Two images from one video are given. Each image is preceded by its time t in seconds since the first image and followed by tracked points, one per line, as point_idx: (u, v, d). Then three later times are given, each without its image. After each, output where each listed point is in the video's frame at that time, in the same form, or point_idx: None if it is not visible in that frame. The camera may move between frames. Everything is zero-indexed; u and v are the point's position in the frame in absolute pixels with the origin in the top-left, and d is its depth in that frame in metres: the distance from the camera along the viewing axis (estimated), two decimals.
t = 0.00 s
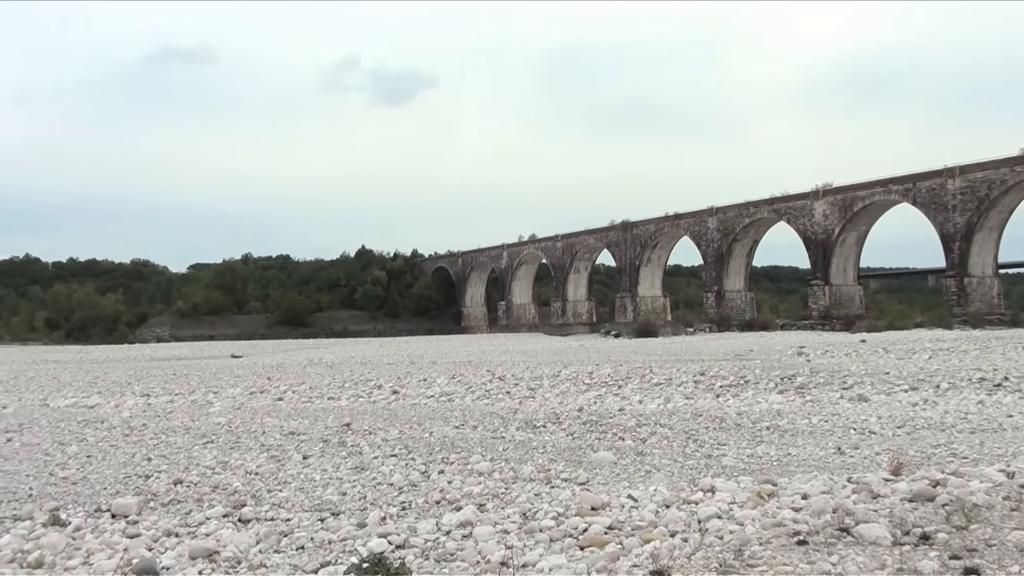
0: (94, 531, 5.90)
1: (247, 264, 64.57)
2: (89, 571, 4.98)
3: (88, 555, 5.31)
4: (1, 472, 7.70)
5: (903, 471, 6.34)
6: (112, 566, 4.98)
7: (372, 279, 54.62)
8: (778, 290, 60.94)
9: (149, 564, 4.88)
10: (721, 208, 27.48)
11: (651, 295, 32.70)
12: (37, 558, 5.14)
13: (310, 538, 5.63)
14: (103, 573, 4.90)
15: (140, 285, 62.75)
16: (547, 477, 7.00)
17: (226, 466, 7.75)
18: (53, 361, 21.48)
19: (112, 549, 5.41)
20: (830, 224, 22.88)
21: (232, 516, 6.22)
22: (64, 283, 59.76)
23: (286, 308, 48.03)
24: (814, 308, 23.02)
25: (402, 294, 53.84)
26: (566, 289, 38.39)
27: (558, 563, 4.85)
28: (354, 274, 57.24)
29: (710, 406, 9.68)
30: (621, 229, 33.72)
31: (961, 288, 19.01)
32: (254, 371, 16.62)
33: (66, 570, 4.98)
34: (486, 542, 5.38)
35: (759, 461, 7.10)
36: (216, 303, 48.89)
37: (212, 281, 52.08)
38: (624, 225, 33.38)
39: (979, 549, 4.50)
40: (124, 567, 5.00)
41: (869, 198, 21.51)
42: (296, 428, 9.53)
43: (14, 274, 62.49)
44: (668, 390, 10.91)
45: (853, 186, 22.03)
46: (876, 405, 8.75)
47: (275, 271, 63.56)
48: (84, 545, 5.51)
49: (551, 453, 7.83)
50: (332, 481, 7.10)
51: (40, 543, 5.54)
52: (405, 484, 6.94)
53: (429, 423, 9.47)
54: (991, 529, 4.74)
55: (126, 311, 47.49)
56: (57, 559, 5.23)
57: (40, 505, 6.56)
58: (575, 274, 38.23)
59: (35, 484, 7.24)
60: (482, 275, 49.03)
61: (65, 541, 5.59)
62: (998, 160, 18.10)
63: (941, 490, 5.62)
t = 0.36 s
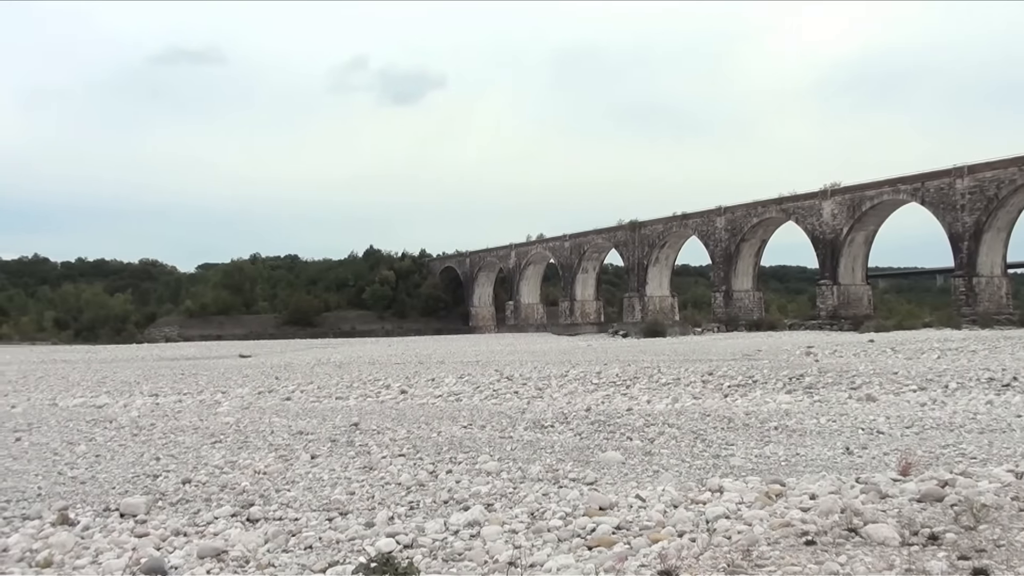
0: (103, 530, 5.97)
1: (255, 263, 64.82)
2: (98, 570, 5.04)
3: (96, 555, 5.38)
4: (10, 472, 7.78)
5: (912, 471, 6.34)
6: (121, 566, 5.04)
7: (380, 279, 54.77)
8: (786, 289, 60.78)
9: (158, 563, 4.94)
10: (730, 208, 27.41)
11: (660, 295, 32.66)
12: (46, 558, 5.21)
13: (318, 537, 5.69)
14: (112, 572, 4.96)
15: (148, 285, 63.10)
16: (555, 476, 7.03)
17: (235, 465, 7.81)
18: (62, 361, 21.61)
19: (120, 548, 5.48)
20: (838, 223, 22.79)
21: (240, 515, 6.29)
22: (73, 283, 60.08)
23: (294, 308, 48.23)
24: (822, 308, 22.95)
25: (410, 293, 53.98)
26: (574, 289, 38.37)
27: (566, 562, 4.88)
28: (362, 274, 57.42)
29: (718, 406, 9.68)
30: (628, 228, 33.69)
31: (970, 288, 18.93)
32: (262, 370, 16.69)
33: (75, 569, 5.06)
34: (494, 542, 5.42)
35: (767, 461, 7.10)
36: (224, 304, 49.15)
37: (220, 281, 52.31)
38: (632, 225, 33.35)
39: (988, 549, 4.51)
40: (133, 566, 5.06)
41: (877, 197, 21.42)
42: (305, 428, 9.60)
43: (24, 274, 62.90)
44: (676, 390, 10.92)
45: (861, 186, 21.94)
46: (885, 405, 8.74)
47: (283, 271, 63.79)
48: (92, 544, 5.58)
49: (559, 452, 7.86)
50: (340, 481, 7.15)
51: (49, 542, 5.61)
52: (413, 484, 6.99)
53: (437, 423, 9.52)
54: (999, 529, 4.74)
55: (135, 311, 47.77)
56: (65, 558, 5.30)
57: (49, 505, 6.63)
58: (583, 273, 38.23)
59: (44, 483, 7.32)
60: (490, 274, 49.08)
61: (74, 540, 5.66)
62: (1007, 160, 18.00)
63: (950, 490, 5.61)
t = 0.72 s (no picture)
0: (108, 530, 6.02)
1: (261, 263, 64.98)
2: (104, 569, 5.08)
3: (102, 554, 5.43)
4: (16, 472, 7.83)
5: (917, 471, 6.34)
6: (126, 565, 5.08)
7: (385, 279, 54.86)
8: (792, 289, 60.63)
9: (163, 563, 4.98)
10: (735, 208, 27.36)
11: (665, 295, 32.64)
12: (52, 557, 5.25)
13: (323, 537, 5.72)
14: (118, 572, 5.00)
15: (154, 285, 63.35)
16: (560, 477, 7.04)
17: (240, 465, 7.86)
18: (68, 360, 21.72)
19: (126, 547, 5.52)
20: (844, 223, 22.73)
21: (246, 515, 6.32)
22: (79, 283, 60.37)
23: (300, 308, 48.36)
24: (827, 308, 22.90)
25: (416, 293, 54.08)
26: (579, 288, 38.35)
27: (571, 562, 4.90)
28: (368, 274, 57.53)
29: (723, 406, 9.68)
30: (633, 228, 33.66)
31: (975, 288, 18.88)
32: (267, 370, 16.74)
33: (81, 569, 5.10)
34: (500, 542, 5.44)
35: (773, 461, 7.11)
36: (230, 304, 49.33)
37: (226, 281, 52.46)
38: (637, 225, 33.32)
39: (994, 549, 4.51)
40: (138, 566, 5.10)
41: (883, 197, 21.36)
42: (311, 428, 9.64)
43: (30, 274, 63.27)
44: (681, 390, 10.92)
45: (866, 186, 21.89)
46: (890, 405, 8.73)
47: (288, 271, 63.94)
48: (98, 544, 5.63)
49: (564, 452, 7.87)
50: (345, 481, 7.18)
51: (54, 542, 5.65)
52: (419, 484, 7.01)
53: (443, 423, 9.55)
54: (1006, 530, 4.74)
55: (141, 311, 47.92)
56: (71, 558, 5.34)
57: (54, 505, 6.68)
58: (588, 273, 38.21)
59: (50, 483, 7.37)
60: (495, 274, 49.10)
61: (80, 540, 5.71)
62: (1013, 159, 17.93)
63: (955, 490, 5.60)
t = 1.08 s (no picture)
0: (111, 530, 6.04)
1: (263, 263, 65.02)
2: (106, 569, 5.10)
3: (104, 554, 5.44)
4: (19, 472, 7.84)
5: (920, 471, 6.33)
6: (129, 565, 5.10)
7: (388, 279, 54.90)
8: (794, 289, 60.54)
9: (165, 563, 5.00)
10: (737, 207, 27.34)
11: (668, 294, 32.64)
12: (54, 557, 5.27)
13: (326, 537, 5.73)
14: (120, 572, 5.02)
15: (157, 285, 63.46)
16: (563, 476, 7.05)
17: (243, 465, 7.87)
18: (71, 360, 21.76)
19: (128, 547, 5.54)
20: (846, 223, 22.70)
21: (248, 515, 6.34)
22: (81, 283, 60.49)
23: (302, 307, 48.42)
24: (830, 308, 22.87)
25: (418, 293, 54.11)
26: (582, 288, 38.32)
27: (573, 562, 4.91)
28: (370, 274, 57.56)
29: (726, 406, 9.68)
30: (636, 228, 33.65)
31: (978, 287, 18.86)
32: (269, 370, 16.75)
33: (84, 569, 5.12)
34: (503, 542, 5.45)
35: (775, 461, 7.11)
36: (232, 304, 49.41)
37: (228, 281, 52.49)
38: (640, 225, 33.30)
39: (997, 549, 4.51)
40: (140, 566, 5.12)
41: (886, 196, 21.32)
42: (313, 428, 9.66)
43: (33, 274, 63.45)
44: (683, 390, 10.92)
45: (869, 186, 21.86)
46: (893, 405, 8.72)
47: (291, 271, 63.99)
48: (100, 544, 5.65)
49: (566, 452, 7.88)
50: (347, 480, 7.20)
51: (57, 542, 5.66)
52: (421, 484, 7.02)
53: (445, 423, 9.56)
54: (1009, 530, 4.73)
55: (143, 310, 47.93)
56: (74, 557, 5.36)
57: (57, 505, 6.70)
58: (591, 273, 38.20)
59: (53, 483, 7.39)
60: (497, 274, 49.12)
61: (82, 539, 5.72)
62: (1016, 159, 17.89)
63: (958, 490, 5.60)
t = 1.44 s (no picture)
0: (112, 529, 6.04)
1: (263, 263, 65.01)
2: (107, 569, 5.10)
3: (105, 554, 5.44)
4: (19, 471, 7.84)
5: (920, 471, 6.33)
6: (130, 564, 5.11)
7: (388, 279, 54.90)
8: (795, 289, 60.55)
9: (166, 562, 5.01)
10: (738, 207, 27.33)
11: (669, 294, 32.62)
12: (55, 557, 5.28)
13: (326, 537, 5.74)
14: (121, 572, 5.02)
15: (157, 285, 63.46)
16: (563, 476, 7.05)
17: (243, 465, 7.88)
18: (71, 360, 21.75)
19: (129, 547, 5.54)
20: (847, 223, 22.69)
21: (249, 515, 6.34)
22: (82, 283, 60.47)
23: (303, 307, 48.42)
24: (831, 307, 22.86)
25: (419, 293, 54.11)
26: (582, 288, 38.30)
27: (574, 562, 4.91)
28: (371, 274, 57.56)
29: (727, 405, 9.67)
30: (637, 228, 33.63)
31: (979, 287, 18.86)
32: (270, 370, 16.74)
33: (85, 569, 5.12)
34: (503, 542, 5.45)
35: (776, 461, 7.10)
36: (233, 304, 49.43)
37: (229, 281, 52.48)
38: (640, 224, 33.29)
39: (997, 549, 4.51)
40: (141, 566, 5.12)
41: (886, 196, 21.31)
42: (314, 427, 9.66)
43: (34, 274, 63.49)
44: (684, 390, 10.92)
45: (870, 185, 21.84)
46: (894, 405, 8.73)
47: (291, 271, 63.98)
48: (101, 543, 5.65)
49: (567, 452, 7.88)
50: (348, 480, 7.20)
51: (58, 542, 5.67)
52: (421, 484, 7.02)
53: (446, 423, 9.56)
54: (1010, 530, 4.73)
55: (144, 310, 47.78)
56: (74, 557, 5.37)
57: (57, 505, 6.70)
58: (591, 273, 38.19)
59: (53, 483, 7.39)
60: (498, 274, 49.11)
61: (83, 539, 5.72)
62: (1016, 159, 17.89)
63: (959, 490, 5.59)
